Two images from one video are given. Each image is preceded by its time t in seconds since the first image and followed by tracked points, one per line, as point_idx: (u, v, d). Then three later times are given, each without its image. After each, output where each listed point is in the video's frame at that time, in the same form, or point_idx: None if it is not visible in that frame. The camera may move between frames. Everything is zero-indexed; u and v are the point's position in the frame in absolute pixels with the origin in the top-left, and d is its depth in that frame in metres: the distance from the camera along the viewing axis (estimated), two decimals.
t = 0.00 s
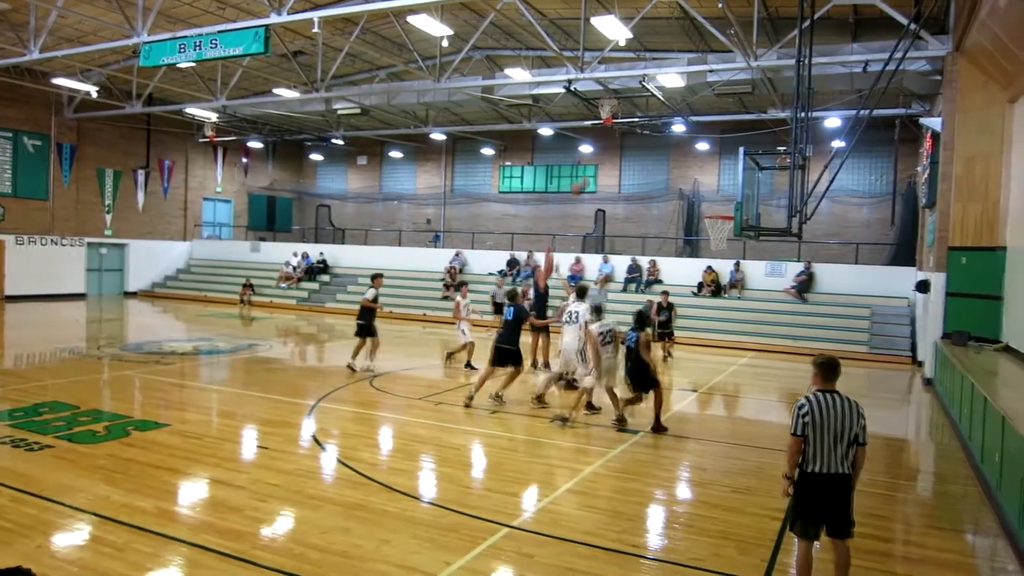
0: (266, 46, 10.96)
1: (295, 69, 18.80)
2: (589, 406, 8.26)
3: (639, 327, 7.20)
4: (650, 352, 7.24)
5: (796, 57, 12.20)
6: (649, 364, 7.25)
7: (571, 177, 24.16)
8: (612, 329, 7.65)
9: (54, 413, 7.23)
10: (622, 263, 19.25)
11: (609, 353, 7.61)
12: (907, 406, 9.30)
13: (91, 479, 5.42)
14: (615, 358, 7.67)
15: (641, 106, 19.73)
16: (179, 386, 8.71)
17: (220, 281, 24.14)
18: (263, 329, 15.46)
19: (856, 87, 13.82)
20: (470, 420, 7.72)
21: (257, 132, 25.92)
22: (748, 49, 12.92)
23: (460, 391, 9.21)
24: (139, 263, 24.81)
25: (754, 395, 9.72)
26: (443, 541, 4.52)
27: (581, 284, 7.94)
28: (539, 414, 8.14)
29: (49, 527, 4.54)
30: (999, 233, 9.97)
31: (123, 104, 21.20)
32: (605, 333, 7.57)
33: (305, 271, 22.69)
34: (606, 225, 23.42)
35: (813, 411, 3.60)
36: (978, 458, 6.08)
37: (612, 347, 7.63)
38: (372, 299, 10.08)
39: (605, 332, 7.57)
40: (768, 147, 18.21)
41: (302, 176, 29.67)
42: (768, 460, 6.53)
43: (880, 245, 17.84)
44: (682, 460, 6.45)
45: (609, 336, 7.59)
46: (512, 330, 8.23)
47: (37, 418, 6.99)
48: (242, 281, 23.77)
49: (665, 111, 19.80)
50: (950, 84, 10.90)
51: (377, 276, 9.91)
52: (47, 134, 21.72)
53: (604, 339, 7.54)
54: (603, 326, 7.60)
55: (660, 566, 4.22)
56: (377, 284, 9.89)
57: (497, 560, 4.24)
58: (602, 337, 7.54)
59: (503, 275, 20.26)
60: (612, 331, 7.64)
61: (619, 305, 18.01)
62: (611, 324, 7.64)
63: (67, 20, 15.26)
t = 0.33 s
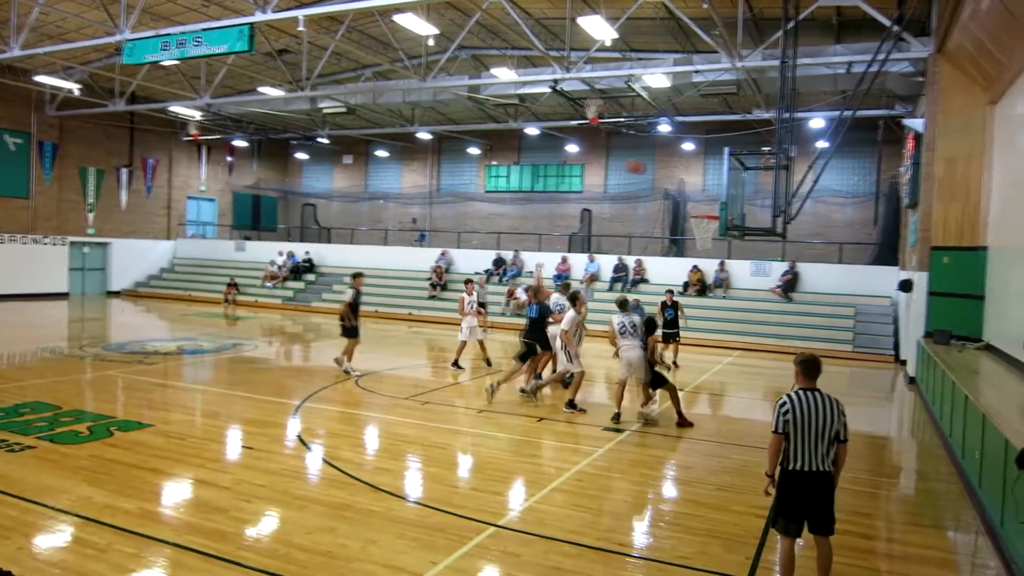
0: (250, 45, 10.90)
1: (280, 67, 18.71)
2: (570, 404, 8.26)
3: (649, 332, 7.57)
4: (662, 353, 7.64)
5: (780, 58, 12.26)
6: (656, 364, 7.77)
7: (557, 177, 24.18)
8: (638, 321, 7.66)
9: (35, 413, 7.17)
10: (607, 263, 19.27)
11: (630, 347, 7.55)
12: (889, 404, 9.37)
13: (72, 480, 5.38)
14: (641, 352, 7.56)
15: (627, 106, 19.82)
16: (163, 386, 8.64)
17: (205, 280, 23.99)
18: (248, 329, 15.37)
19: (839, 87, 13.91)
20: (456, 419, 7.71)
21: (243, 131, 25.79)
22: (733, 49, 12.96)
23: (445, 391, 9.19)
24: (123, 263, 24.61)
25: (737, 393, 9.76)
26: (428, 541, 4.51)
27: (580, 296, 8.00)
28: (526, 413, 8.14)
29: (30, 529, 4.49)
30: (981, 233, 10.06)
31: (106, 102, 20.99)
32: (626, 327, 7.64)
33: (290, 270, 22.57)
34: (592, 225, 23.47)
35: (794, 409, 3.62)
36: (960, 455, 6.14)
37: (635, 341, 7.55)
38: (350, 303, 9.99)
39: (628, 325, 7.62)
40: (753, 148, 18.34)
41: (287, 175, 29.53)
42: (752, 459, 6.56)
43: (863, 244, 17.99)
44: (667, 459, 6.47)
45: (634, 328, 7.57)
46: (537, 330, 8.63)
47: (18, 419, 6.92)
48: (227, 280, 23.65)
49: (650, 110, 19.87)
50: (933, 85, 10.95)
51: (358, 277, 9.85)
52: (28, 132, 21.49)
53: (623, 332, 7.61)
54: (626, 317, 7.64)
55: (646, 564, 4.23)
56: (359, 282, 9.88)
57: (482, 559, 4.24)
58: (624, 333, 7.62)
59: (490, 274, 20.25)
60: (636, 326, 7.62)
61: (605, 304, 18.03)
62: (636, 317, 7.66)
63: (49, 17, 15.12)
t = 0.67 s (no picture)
0: (245, 45, 10.90)
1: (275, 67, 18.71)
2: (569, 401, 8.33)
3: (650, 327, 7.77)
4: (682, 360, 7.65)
5: (775, 58, 12.26)
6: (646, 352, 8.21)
7: (552, 177, 24.18)
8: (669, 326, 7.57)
9: (29, 412, 7.16)
10: (602, 263, 19.28)
11: (660, 353, 7.55)
12: (883, 404, 9.36)
13: (66, 480, 5.37)
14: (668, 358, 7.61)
15: (621, 106, 19.84)
16: (157, 386, 8.62)
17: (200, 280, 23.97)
18: (242, 328, 15.35)
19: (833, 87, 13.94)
20: (451, 419, 7.70)
21: (238, 131, 25.78)
22: (727, 48, 12.98)
23: (440, 391, 9.19)
24: (117, 263, 24.59)
25: (732, 393, 9.76)
26: (423, 541, 4.50)
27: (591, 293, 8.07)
28: (520, 413, 8.15)
29: (23, 529, 4.48)
30: (974, 233, 10.07)
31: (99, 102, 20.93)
32: (658, 333, 7.56)
33: (285, 270, 22.56)
34: (587, 225, 23.47)
35: (788, 409, 3.63)
36: (954, 455, 6.14)
37: (665, 346, 7.58)
38: (336, 301, 9.98)
39: (660, 332, 7.54)
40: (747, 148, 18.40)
41: (282, 175, 29.52)
42: (746, 459, 6.55)
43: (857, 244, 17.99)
44: (662, 459, 6.47)
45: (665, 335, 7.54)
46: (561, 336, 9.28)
47: (11, 418, 6.91)
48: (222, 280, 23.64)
49: (645, 110, 19.90)
50: (926, 85, 11.04)
51: (346, 274, 9.79)
52: (21, 132, 21.44)
53: (657, 339, 7.53)
54: (660, 324, 7.51)
55: (641, 565, 4.23)
56: (348, 278, 9.90)
57: (476, 559, 4.24)
58: (655, 339, 7.56)
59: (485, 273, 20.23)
60: (667, 330, 7.58)
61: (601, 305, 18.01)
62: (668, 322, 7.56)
63: (42, 16, 15.12)
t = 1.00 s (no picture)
0: (250, 45, 10.91)
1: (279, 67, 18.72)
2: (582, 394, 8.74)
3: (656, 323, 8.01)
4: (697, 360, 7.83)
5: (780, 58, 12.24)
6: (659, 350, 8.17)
7: (557, 177, 24.16)
8: (685, 325, 7.75)
9: (35, 412, 7.18)
10: (606, 263, 19.30)
11: (681, 352, 7.73)
12: (889, 404, 9.34)
13: (72, 480, 5.38)
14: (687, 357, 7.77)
15: (626, 106, 19.84)
16: (162, 386, 8.63)
17: (205, 280, 24.03)
18: (247, 328, 15.37)
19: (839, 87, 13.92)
20: (456, 419, 7.70)
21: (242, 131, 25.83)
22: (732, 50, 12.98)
23: (445, 391, 9.19)
24: (122, 263, 24.65)
25: (737, 393, 9.77)
26: (427, 541, 4.51)
27: (607, 292, 8.38)
28: (525, 412, 8.14)
29: (30, 529, 4.50)
30: (980, 232, 10.04)
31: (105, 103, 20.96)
32: (676, 332, 7.72)
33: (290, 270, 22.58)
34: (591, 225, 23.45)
35: (794, 410, 3.62)
36: (960, 455, 6.13)
37: (684, 345, 7.74)
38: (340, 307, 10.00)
39: (678, 331, 7.72)
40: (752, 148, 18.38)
41: (287, 175, 29.56)
42: (750, 460, 6.54)
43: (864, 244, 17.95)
44: (667, 459, 6.46)
45: (684, 334, 7.69)
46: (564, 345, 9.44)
47: (18, 418, 6.93)
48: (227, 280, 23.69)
49: (650, 110, 19.88)
50: (932, 84, 11.00)
51: (346, 281, 9.85)
52: (27, 132, 21.51)
53: (674, 338, 7.71)
54: (676, 323, 7.69)
55: (645, 565, 4.23)
56: (347, 285, 9.87)
57: (481, 558, 4.25)
58: (673, 337, 7.74)
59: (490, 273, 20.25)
60: (685, 330, 7.75)
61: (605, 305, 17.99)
62: (683, 321, 7.74)
63: (48, 17, 15.16)
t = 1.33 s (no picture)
0: (252, 45, 10.92)
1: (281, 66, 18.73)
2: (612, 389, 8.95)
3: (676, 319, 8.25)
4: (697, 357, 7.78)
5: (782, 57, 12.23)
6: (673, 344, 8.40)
7: (559, 176, 24.19)
8: (695, 323, 7.75)
9: (38, 412, 7.18)
10: (608, 263, 19.30)
11: (682, 349, 7.74)
12: (890, 404, 9.33)
13: (74, 480, 5.38)
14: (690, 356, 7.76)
15: (628, 106, 19.87)
16: (164, 386, 8.63)
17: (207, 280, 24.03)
18: (249, 328, 15.37)
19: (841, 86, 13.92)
20: (457, 420, 7.69)
21: (244, 131, 25.84)
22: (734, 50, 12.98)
23: (448, 391, 9.19)
24: (124, 263, 24.66)
25: (739, 393, 9.77)
26: (429, 541, 4.50)
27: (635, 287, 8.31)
28: (527, 412, 8.13)
29: (32, 528, 4.50)
30: (983, 232, 10.03)
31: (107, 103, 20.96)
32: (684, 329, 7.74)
33: (292, 270, 22.59)
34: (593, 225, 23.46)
35: (798, 410, 3.61)
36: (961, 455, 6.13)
37: (689, 343, 7.73)
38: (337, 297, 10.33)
39: (686, 327, 7.73)
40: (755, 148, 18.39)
41: (289, 175, 29.58)
42: (752, 460, 6.53)
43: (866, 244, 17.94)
44: (669, 460, 6.45)
45: (690, 331, 7.69)
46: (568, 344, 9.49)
47: (20, 418, 6.93)
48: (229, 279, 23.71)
49: (652, 110, 19.88)
50: (934, 84, 10.96)
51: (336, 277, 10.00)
52: (30, 132, 21.52)
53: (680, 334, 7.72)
54: (685, 320, 7.72)
55: (647, 565, 4.22)
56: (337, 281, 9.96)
57: (483, 558, 4.24)
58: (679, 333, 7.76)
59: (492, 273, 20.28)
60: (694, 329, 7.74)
61: (606, 305, 17.99)
62: (694, 319, 7.76)
63: (51, 17, 15.19)
